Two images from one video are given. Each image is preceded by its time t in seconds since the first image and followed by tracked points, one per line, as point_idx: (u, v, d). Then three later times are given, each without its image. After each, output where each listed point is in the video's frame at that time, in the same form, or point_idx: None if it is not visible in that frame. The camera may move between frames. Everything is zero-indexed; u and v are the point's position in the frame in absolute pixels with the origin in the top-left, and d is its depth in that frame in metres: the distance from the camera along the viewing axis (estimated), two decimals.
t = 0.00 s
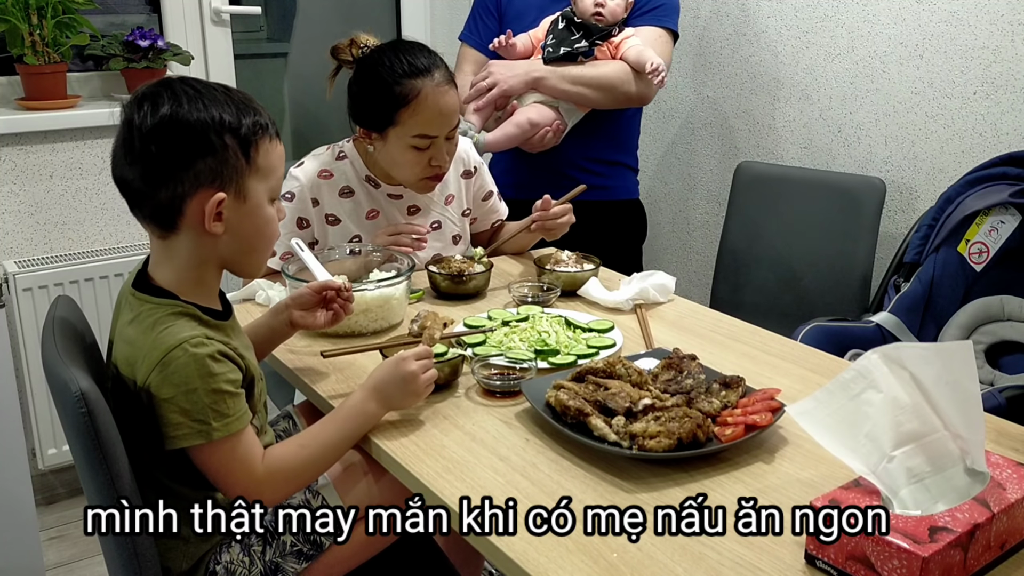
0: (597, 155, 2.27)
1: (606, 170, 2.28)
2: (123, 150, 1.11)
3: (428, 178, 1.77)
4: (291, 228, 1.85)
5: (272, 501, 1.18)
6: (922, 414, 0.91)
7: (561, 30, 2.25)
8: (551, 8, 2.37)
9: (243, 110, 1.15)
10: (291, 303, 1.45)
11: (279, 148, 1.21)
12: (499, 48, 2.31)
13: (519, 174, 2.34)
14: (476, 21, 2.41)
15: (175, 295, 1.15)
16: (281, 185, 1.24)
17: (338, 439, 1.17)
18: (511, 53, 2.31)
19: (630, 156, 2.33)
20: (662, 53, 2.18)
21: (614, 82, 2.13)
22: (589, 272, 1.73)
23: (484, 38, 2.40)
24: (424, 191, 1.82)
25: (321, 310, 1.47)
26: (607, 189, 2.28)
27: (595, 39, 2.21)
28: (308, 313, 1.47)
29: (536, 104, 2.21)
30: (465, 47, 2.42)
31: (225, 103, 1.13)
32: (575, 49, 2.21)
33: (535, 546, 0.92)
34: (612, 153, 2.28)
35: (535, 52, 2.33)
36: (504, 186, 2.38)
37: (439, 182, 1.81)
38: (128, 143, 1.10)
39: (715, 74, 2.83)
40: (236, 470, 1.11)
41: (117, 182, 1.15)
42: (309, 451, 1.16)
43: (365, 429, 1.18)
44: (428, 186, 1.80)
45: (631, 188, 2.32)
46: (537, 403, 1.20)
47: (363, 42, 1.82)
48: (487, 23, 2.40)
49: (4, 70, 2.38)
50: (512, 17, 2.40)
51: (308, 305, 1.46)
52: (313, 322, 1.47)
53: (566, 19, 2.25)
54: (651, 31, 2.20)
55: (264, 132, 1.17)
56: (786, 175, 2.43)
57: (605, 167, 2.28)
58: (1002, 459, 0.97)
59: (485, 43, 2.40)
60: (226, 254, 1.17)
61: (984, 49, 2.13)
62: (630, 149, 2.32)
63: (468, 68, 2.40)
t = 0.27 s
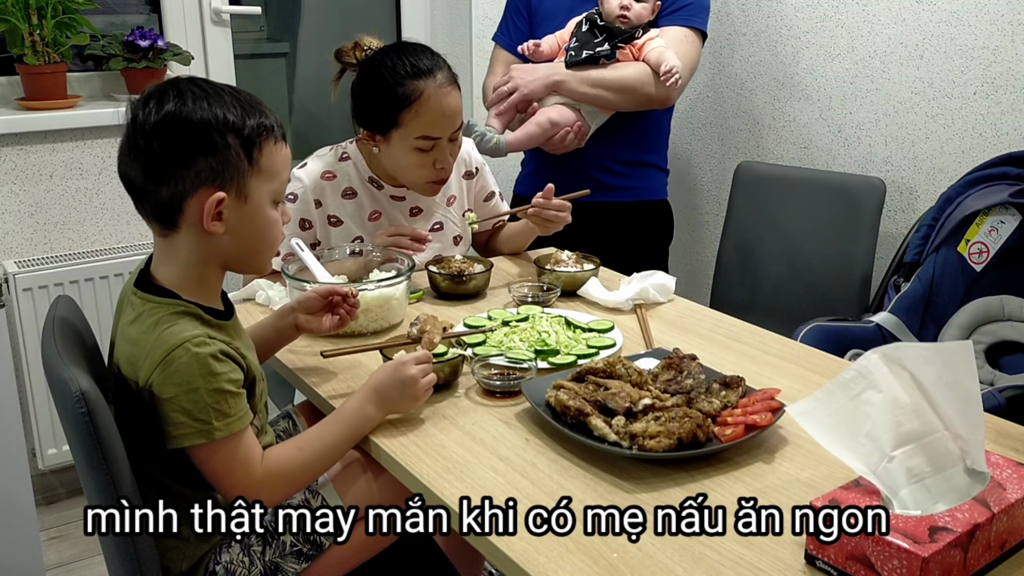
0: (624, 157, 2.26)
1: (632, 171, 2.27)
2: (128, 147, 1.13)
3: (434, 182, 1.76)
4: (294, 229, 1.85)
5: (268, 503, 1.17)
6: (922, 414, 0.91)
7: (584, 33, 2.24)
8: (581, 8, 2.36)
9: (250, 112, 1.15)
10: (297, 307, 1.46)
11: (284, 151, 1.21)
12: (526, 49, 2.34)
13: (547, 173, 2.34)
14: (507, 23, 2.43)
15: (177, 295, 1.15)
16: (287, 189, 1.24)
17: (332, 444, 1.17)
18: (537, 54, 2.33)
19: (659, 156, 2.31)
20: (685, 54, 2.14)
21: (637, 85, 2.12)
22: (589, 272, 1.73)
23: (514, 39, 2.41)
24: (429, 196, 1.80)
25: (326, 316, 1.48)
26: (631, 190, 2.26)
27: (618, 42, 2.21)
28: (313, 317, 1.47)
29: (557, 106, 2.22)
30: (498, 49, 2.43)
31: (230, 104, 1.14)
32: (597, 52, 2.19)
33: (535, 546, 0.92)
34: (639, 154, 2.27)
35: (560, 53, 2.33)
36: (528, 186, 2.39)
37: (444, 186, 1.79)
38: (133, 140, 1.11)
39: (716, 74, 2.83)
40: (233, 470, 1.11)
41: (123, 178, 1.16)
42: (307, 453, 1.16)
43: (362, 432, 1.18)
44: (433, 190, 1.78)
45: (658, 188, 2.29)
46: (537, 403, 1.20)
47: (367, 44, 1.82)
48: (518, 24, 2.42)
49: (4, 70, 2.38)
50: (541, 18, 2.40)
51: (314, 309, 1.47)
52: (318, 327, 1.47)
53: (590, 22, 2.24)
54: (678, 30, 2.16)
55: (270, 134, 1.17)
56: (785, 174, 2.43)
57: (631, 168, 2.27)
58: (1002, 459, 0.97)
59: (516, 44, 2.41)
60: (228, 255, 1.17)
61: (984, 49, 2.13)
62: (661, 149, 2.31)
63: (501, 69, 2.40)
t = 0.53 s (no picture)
0: (644, 158, 2.26)
1: (651, 172, 2.26)
2: (134, 149, 1.12)
3: (436, 181, 1.75)
4: (295, 230, 1.86)
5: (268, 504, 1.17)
6: (922, 414, 0.91)
7: (598, 34, 2.23)
8: (601, 9, 2.36)
9: (255, 113, 1.15)
10: (298, 308, 1.46)
11: (289, 152, 1.21)
12: (542, 48, 2.35)
13: (567, 174, 2.35)
14: (530, 26, 2.45)
15: (181, 296, 1.15)
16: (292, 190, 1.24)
17: (331, 448, 1.17)
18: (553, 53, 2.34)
19: (679, 158, 2.30)
20: (699, 55, 2.12)
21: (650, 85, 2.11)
22: (589, 272, 1.73)
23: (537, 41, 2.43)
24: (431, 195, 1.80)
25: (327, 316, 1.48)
26: (653, 192, 2.26)
27: (631, 43, 2.19)
28: (313, 318, 1.47)
29: (572, 108, 2.23)
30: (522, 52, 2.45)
31: (236, 106, 1.14)
32: (611, 54, 2.18)
33: (535, 546, 0.92)
34: (659, 154, 2.26)
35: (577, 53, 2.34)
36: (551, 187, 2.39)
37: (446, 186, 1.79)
38: (139, 142, 1.11)
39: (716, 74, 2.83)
40: (233, 471, 1.11)
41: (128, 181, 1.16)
42: (306, 456, 1.16)
43: (362, 434, 1.18)
44: (436, 190, 1.78)
45: (677, 190, 2.30)
46: (537, 404, 1.20)
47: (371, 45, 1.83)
48: (540, 26, 2.43)
49: (4, 70, 2.39)
50: (563, 20, 2.40)
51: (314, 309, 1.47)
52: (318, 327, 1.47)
53: (604, 23, 2.24)
54: (693, 30, 2.14)
55: (275, 136, 1.17)
56: (786, 174, 2.43)
57: (652, 168, 2.27)
58: (1002, 459, 0.97)
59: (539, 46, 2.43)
60: (233, 256, 1.17)
61: (984, 49, 2.13)
62: (680, 151, 2.30)
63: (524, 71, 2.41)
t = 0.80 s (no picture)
0: (648, 158, 2.25)
1: (656, 172, 2.26)
2: (151, 154, 1.11)
3: (437, 179, 1.76)
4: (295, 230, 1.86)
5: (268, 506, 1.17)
6: (922, 414, 0.91)
7: (602, 34, 2.23)
8: (606, 9, 2.35)
9: (272, 116, 1.16)
10: (301, 306, 1.47)
11: (304, 154, 1.21)
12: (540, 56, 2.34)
13: (572, 173, 2.35)
14: (538, 28, 2.46)
15: (193, 295, 1.15)
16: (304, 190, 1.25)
17: (329, 450, 1.17)
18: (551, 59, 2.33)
19: (684, 159, 2.30)
20: (700, 53, 2.12)
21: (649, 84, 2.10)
22: (589, 272, 1.73)
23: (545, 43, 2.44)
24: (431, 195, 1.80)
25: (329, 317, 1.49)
26: (656, 193, 2.26)
27: (633, 42, 2.18)
28: (316, 317, 1.48)
29: (575, 108, 2.22)
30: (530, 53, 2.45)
31: (254, 109, 1.14)
32: (613, 53, 2.18)
33: (535, 546, 0.92)
34: (664, 154, 2.25)
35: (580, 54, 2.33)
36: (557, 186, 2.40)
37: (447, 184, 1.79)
38: (158, 147, 1.10)
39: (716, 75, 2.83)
40: (234, 473, 1.11)
41: (143, 184, 1.15)
42: (306, 459, 1.16)
43: (361, 437, 1.18)
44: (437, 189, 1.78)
45: (681, 190, 2.29)
46: (537, 404, 1.20)
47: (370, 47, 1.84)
48: (547, 27, 2.44)
49: (4, 70, 2.38)
50: (570, 21, 2.40)
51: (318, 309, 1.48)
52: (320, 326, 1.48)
53: (608, 23, 2.23)
54: (697, 29, 2.15)
55: (291, 138, 1.18)
56: (787, 174, 2.43)
57: (654, 168, 2.26)
58: (1003, 459, 0.97)
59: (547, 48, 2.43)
60: (249, 257, 1.17)
61: (984, 49, 2.13)
62: (685, 153, 2.30)
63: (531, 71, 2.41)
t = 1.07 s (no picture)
0: (641, 157, 2.25)
1: (651, 172, 2.27)
2: (164, 158, 1.11)
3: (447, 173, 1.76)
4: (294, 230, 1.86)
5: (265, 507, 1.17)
6: (922, 414, 0.91)
7: (595, 32, 2.23)
8: (599, 7, 2.36)
9: (286, 121, 1.16)
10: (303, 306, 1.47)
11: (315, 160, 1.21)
12: (531, 55, 2.33)
13: (561, 173, 2.34)
14: (529, 25, 2.46)
15: (198, 295, 1.15)
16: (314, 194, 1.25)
17: (326, 452, 1.17)
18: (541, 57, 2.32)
19: (676, 159, 2.31)
20: (695, 53, 2.13)
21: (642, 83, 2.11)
22: (589, 272, 1.73)
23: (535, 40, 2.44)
24: (440, 190, 1.80)
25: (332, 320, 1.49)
26: (650, 192, 2.27)
27: (627, 42, 2.18)
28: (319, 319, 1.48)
29: (568, 108, 2.21)
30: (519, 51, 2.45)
31: (270, 116, 1.14)
32: (606, 52, 2.17)
33: (535, 545, 0.92)
34: (657, 154, 2.26)
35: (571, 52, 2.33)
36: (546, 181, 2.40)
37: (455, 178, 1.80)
38: (172, 151, 1.10)
39: (716, 75, 2.83)
40: (232, 476, 1.11)
41: (152, 186, 1.15)
42: (302, 462, 1.16)
43: (357, 439, 1.18)
44: (446, 182, 1.78)
45: (672, 190, 2.30)
46: (537, 404, 1.20)
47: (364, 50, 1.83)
48: (538, 25, 2.44)
49: (4, 70, 2.39)
50: (560, 20, 2.41)
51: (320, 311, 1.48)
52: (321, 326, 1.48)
53: (601, 22, 2.23)
54: (690, 29, 2.15)
55: (304, 144, 1.18)
56: (787, 174, 2.43)
57: (648, 168, 2.27)
58: (1003, 459, 0.97)
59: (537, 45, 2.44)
60: (256, 260, 1.17)
61: (984, 49, 2.13)
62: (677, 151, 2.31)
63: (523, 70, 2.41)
